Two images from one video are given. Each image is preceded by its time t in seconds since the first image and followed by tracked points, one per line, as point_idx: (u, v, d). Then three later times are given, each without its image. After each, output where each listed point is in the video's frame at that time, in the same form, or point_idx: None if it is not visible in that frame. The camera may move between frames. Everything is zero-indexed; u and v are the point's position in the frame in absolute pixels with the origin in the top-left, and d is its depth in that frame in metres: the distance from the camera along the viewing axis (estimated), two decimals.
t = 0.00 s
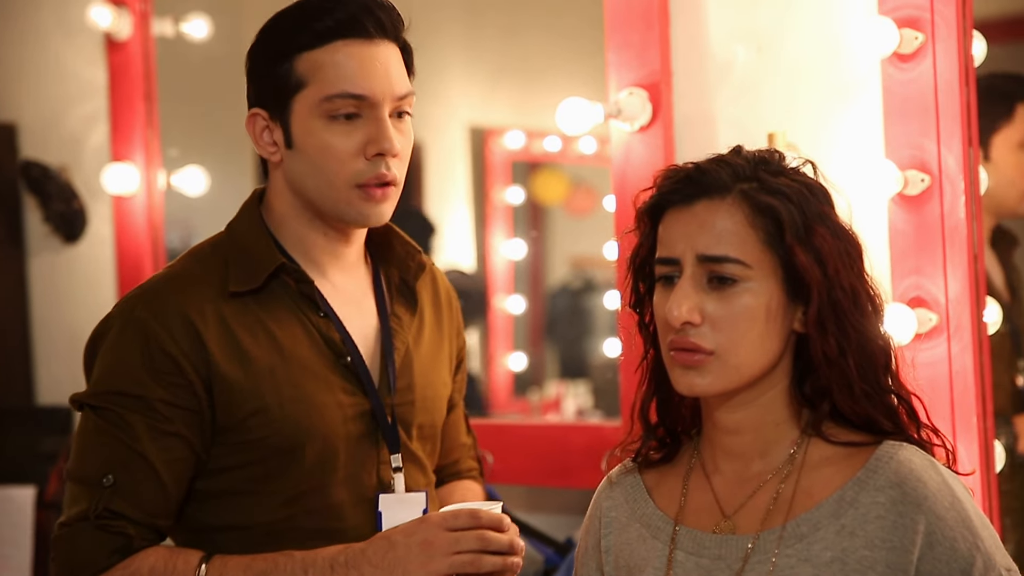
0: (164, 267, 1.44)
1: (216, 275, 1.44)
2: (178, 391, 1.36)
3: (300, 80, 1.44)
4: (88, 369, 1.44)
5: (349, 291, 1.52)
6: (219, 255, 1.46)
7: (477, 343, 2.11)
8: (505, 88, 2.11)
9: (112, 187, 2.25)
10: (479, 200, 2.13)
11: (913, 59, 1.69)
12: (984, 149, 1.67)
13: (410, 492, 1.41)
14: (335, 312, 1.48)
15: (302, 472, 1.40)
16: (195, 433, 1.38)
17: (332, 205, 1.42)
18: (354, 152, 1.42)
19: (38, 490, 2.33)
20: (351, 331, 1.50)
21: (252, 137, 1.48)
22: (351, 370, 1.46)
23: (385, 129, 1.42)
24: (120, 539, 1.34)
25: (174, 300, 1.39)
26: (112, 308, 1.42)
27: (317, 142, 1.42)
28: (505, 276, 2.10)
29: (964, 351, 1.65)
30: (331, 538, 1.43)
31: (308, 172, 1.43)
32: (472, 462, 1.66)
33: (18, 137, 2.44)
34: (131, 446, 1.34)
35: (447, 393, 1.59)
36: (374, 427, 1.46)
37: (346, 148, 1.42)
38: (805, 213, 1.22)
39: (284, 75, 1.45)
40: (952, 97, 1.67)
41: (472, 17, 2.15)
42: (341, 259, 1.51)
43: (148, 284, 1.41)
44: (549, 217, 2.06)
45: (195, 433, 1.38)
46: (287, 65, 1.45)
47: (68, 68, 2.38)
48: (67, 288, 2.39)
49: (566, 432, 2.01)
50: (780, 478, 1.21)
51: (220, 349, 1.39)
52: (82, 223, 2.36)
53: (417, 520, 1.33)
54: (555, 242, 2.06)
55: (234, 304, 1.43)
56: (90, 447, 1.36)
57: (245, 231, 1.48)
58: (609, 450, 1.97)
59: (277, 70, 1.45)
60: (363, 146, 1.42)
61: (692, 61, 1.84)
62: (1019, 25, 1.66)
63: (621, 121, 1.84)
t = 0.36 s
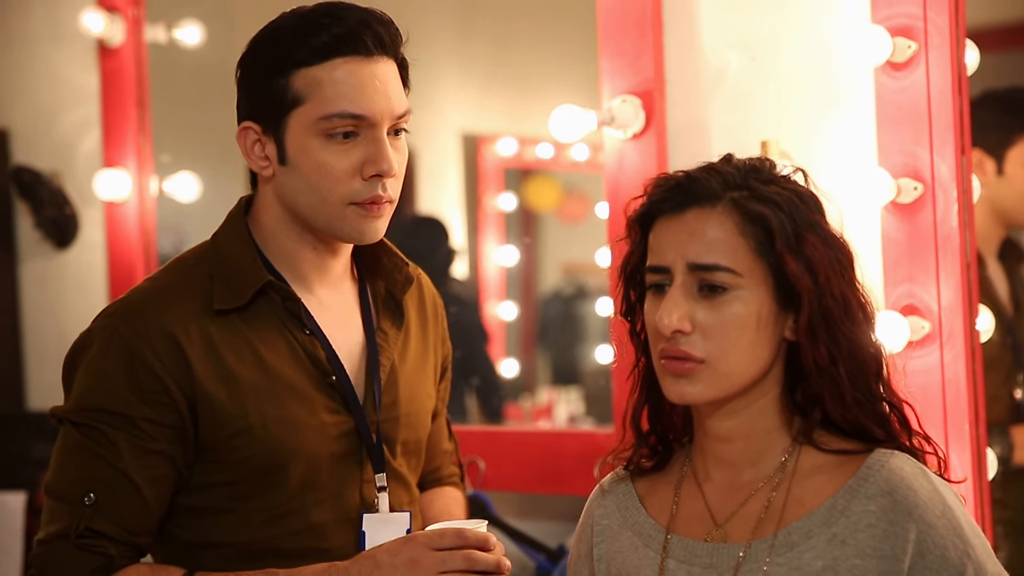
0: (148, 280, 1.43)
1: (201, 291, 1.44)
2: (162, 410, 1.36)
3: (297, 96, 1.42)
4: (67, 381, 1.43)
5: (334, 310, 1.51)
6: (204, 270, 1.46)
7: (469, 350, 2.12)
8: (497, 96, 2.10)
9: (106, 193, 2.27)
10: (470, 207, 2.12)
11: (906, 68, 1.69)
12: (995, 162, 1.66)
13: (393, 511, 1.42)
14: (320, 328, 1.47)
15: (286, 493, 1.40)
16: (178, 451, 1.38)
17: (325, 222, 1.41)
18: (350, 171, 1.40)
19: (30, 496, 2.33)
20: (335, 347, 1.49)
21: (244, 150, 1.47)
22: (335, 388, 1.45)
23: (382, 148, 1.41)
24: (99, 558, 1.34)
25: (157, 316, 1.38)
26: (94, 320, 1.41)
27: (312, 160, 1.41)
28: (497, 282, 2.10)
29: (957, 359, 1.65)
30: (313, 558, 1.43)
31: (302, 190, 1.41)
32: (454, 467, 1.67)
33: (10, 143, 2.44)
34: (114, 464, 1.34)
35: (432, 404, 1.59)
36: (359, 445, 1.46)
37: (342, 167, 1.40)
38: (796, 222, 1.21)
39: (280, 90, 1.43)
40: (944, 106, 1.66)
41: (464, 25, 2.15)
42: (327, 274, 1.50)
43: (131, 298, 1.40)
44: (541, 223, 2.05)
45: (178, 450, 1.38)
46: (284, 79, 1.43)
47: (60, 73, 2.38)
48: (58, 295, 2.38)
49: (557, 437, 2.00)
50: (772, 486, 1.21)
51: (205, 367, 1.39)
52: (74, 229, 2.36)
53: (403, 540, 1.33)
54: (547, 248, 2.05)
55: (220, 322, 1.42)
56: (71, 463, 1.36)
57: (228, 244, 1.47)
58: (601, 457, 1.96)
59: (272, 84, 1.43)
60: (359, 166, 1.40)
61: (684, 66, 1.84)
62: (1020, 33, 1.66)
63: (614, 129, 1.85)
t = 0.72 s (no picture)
0: (148, 274, 1.43)
1: (201, 289, 1.43)
2: (157, 408, 1.35)
3: (309, 96, 1.40)
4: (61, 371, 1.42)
5: (335, 310, 1.50)
6: (204, 267, 1.45)
7: (463, 342, 2.10)
8: (491, 90, 2.09)
9: (99, 185, 2.26)
10: (464, 201, 2.12)
11: (901, 61, 1.69)
12: (1005, 159, 1.69)
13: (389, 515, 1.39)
14: (318, 330, 1.47)
15: (279, 494, 1.40)
16: (171, 448, 1.37)
17: (333, 224, 1.41)
18: (360, 172, 1.39)
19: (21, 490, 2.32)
20: (332, 347, 1.48)
21: (251, 149, 1.46)
22: (332, 392, 1.44)
23: (394, 150, 1.40)
24: (87, 554, 1.34)
25: (155, 314, 1.37)
26: (91, 313, 1.40)
27: (321, 161, 1.40)
28: (490, 277, 2.09)
29: (950, 353, 1.65)
30: (304, 560, 1.43)
31: (310, 190, 1.40)
32: (449, 459, 1.68)
33: (3, 134, 2.43)
34: (106, 460, 1.34)
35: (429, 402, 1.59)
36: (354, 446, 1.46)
37: (352, 168, 1.39)
38: (790, 216, 1.21)
39: (292, 89, 1.42)
40: (940, 100, 1.66)
41: (460, 19, 2.15)
42: (329, 273, 1.50)
43: (129, 292, 1.39)
44: (535, 217, 2.05)
45: (171, 447, 1.37)
46: (295, 78, 1.41)
47: (54, 65, 2.37)
48: (51, 288, 2.37)
49: (553, 431, 1.99)
50: (765, 480, 1.20)
51: (201, 367, 1.38)
52: (67, 222, 2.35)
53: (392, 545, 1.32)
54: (540, 243, 2.05)
55: (218, 322, 1.41)
56: (63, 456, 1.36)
57: (231, 239, 1.47)
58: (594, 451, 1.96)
59: (281, 83, 1.42)
60: (369, 167, 1.39)
61: (679, 58, 1.83)
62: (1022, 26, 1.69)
63: (609, 122, 1.84)
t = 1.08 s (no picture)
0: (148, 273, 1.42)
1: (202, 291, 1.42)
2: (158, 410, 1.35)
3: (316, 98, 1.40)
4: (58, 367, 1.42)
5: (334, 314, 1.50)
6: (205, 268, 1.44)
7: (463, 338, 2.11)
8: (489, 85, 2.09)
9: (98, 181, 2.25)
10: (463, 195, 2.12)
11: (900, 56, 1.70)
12: (1012, 159, 1.75)
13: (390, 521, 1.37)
14: (319, 334, 1.47)
15: (275, 498, 1.40)
16: (169, 449, 1.37)
17: (338, 227, 1.40)
18: (367, 176, 1.39)
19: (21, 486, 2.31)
20: (330, 349, 1.48)
21: (256, 151, 1.45)
22: (330, 397, 1.45)
23: (401, 154, 1.39)
24: (82, 553, 1.34)
25: (156, 315, 1.37)
26: (91, 310, 1.40)
27: (328, 164, 1.39)
28: (489, 271, 2.10)
29: (950, 348, 1.65)
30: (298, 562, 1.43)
31: (317, 194, 1.40)
32: (441, 457, 1.68)
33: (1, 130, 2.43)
34: (104, 460, 1.34)
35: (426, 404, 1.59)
36: (351, 450, 1.45)
37: (358, 172, 1.39)
38: (791, 210, 1.21)
39: (298, 91, 1.41)
40: (939, 94, 1.67)
41: (458, 16, 2.15)
42: (332, 275, 1.49)
43: (130, 291, 1.39)
44: (534, 212, 2.05)
45: (169, 448, 1.37)
46: (302, 81, 1.41)
47: (51, 61, 2.37)
48: (50, 284, 2.36)
49: (552, 426, 1.97)
50: (767, 476, 1.21)
51: (200, 368, 1.38)
52: (65, 218, 2.35)
53: (388, 546, 1.32)
54: (540, 238, 2.05)
55: (220, 326, 1.41)
56: (59, 453, 1.35)
57: (234, 238, 1.46)
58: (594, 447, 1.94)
59: (286, 84, 1.42)
60: (376, 171, 1.39)
61: (676, 49, 1.83)
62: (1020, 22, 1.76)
63: (608, 117, 1.84)
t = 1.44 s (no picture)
0: (139, 277, 1.42)
1: (191, 295, 1.42)
2: (147, 413, 1.35)
3: (302, 96, 1.40)
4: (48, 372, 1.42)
5: (322, 317, 1.50)
6: (195, 272, 1.44)
7: (461, 337, 2.12)
8: (487, 83, 2.10)
9: (97, 180, 2.25)
10: (462, 194, 2.13)
11: (898, 54, 1.69)
12: (1008, 157, 1.72)
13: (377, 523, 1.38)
14: (308, 337, 1.47)
15: (262, 501, 1.40)
16: (160, 452, 1.37)
17: (328, 225, 1.40)
18: (355, 173, 1.39)
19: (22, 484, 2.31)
20: (320, 352, 1.48)
21: (244, 153, 1.45)
22: (319, 400, 1.44)
23: (388, 148, 1.39)
24: (73, 558, 1.34)
25: (145, 319, 1.37)
26: (82, 315, 1.40)
27: (316, 162, 1.39)
28: (488, 271, 2.11)
29: (948, 347, 1.65)
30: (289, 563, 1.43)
31: (306, 193, 1.40)
32: (437, 458, 1.68)
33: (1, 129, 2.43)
34: (94, 464, 1.34)
35: (416, 406, 1.60)
36: (340, 452, 1.46)
37: (347, 168, 1.39)
38: (791, 209, 1.21)
39: (282, 90, 1.42)
40: (936, 93, 1.67)
41: (458, 15, 2.15)
42: (322, 278, 1.49)
43: (120, 296, 1.39)
44: (533, 211, 2.06)
45: (160, 451, 1.37)
46: (287, 80, 1.41)
47: (50, 60, 2.37)
48: (49, 284, 2.37)
49: (551, 425, 1.97)
50: (767, 476, 1.21)
51: (190, 372, 1.38)
52: (63, 217, 2.35)
53: (377, 544, 1.31)
54: (538, 236, 2.05)
55: (209, 330, 1.41)
56: (50, 458, 1.35)
57: (226, 241, 1.46)
58: (593, 446, 1.94)
59: (271, 83, 1.42)
60: (365, 167, 1.39)
61: (676, 46, 1.84)
62: (1017, 20, 1.72)
63: (606, 116, 1.85)
